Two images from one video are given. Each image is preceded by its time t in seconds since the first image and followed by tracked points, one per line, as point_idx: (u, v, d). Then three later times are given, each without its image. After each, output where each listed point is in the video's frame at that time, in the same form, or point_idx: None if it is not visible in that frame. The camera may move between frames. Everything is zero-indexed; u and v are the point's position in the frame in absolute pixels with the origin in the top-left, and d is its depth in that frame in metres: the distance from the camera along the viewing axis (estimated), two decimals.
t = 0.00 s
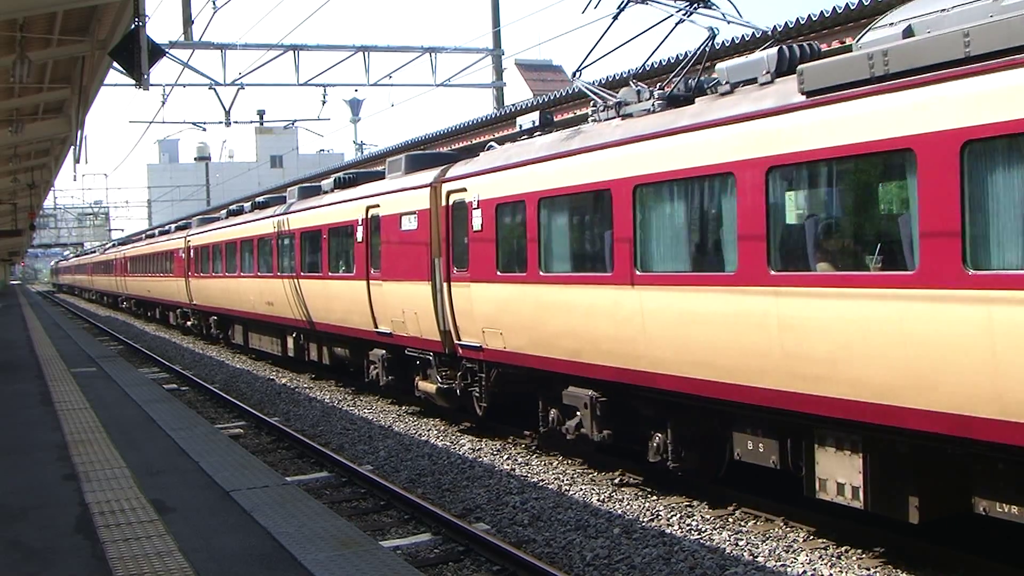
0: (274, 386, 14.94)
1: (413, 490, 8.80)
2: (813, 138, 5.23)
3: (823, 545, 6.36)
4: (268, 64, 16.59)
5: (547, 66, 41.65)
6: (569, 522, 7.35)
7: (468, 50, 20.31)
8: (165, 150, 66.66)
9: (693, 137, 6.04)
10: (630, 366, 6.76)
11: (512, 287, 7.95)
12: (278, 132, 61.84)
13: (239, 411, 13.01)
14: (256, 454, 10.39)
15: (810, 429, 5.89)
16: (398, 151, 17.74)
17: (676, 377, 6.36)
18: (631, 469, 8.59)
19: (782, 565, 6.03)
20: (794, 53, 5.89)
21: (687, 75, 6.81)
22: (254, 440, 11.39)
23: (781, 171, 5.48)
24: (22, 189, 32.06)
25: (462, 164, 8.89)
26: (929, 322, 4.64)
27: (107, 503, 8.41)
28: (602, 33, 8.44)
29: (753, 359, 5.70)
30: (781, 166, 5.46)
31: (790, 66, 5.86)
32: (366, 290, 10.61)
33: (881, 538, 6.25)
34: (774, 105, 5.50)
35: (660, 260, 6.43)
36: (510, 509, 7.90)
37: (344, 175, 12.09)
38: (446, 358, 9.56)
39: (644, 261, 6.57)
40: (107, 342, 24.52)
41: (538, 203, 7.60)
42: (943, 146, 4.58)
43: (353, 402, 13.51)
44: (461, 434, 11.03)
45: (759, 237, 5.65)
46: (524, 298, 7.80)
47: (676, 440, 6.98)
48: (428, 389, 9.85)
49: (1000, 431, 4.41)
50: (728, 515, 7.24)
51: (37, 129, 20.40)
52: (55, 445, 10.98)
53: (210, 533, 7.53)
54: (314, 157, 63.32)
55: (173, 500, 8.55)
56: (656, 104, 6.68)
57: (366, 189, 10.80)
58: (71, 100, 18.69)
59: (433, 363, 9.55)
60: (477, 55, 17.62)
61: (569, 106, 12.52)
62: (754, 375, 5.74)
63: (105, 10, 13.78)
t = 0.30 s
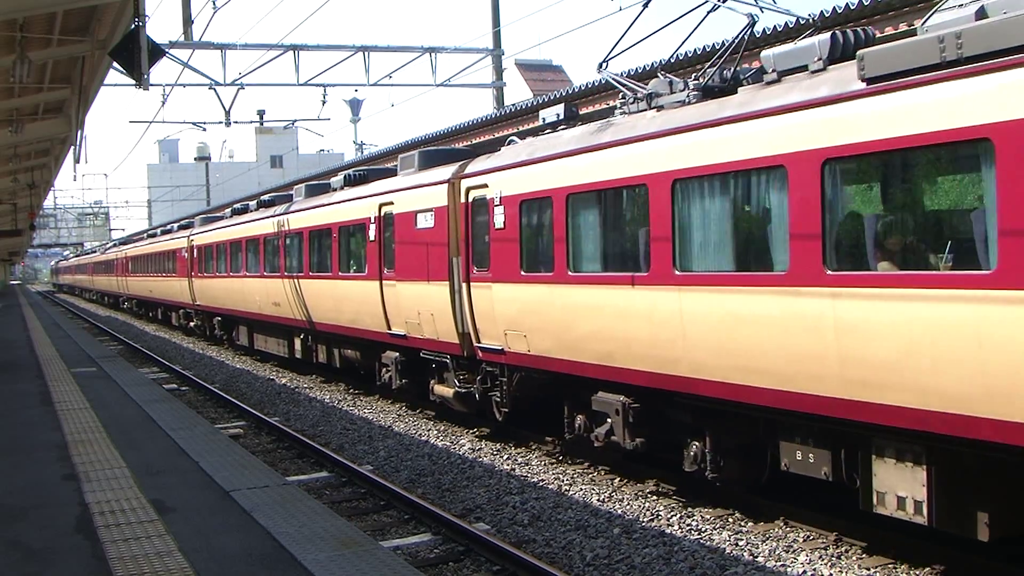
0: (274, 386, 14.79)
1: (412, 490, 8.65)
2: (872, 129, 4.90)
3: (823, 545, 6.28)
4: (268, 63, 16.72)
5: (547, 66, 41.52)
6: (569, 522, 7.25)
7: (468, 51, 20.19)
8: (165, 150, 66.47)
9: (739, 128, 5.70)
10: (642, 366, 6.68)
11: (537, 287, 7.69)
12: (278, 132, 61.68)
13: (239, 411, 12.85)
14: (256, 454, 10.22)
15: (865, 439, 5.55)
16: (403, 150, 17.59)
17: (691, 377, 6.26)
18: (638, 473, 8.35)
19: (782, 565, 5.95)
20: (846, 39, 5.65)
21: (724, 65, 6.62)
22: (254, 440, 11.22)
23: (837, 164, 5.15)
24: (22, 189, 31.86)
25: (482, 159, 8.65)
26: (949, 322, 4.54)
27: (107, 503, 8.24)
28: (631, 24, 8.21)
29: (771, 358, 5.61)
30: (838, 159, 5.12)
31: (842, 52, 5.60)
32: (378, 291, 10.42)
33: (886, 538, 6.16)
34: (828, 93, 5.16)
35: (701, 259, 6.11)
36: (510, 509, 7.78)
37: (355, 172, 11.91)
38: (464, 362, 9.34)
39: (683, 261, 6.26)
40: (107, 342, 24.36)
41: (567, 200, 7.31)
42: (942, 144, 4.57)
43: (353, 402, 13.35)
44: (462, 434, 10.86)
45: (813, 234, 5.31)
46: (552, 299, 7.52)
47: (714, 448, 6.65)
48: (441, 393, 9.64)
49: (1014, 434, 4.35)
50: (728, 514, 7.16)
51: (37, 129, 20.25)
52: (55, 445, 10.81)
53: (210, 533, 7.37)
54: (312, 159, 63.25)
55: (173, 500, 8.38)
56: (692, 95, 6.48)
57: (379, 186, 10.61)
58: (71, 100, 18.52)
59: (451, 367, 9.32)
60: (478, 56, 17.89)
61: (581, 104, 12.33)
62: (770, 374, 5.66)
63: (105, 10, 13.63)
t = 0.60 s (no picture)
0: (275, 386, 14.67)
1: (412, 490, 8.51)
2: (937, 119, 4.59)
3: (823, 544, 6.23)
4: (268, 63, 16.74)
5: (547, 66, 41.38)
6: (569, 522, 7.16)
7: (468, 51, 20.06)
8: (165, 150, 66.33)
9: (788, 119, 5.39)
10: (647, 366, 6.65)
11: (564, 287, 7.40)
12: (278, 132, 61.52)
13: (239, 411, 12.69)
14: (256, 454, 10.07)
15: (928, 450, 5.24)
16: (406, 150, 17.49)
17: (697, 379, 6.21)
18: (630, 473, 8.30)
19: (782, 565, 5.90)
20: (904, 24, 5.28)
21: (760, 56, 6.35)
22: (254, 440, 11.07)
23: (898, 156, 4.83)
24: (21, 189, 31.69)
25: (501, 154, 8.37)
26: (954, 322, 4.54)
27: (107, 503, 8.09)
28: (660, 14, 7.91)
29: (779, 358, 5.58)
30: (899, 150, 4.81)
31: (900, 39, 5.24)
32: (392, 291, 10.24)
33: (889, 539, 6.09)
34: (887, 81, 4.85)
35: (744, 258, 5.80)
36: (510, 509, 7.66)
37: (366, 170, 11.76)
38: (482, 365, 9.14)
39: (724, 259, 5.94)
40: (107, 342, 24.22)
41: (597, 196, 7.00)
42: (942, 143, 4.58)
43: (353, 402, 13.21)
44: (462, 434, 10.72)
45: (871, 232, 4.99)
46: (580, 300, 7.23)
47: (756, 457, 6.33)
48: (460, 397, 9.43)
49: (1018, 434, 4.36)
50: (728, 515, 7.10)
51: (37, 129, 20.09)
52: (55, 445, 10.66)
53: (210, 533, 7.22)
54: (312, 158, 63.13)
55: (173, 500, 8.23)
56: (729, 86, 6.24)
57: (390, 183, 10.45)
58: (71, 100, 18.39)
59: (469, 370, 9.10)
60: (477, 56, 18.04)
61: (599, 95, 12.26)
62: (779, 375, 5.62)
63: (105, 10, 13.48)
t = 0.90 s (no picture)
0: (275, 386, 14.52)
1: (412, 490, 8.35)
2: (982, 112, 4.33)
3: (823, 545, 6.09)
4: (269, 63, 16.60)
5: (546, 66, 41.26)
6: (569, 522, 7.02)
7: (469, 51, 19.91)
8: (165, 149, 66.18)
9: (840, 108, 5.02)
10: (650, 366, 6.58)
11: (591, 289, 7.05)
12: (278, 132, 61.38)
13: (239, 411, 12.54)
14: (256, 454, 9.93)
15: (996, 462, 4.81)
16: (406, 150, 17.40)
17: (700, 379, 6.15)
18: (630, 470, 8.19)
19: (782, 565, 5.78)
20: (967, 8, 4.96)
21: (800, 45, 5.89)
22: (254, 440, 10.91)
23: (968, 146, 4.45)
24: (21, 189, 31.56)
25: (522, 149, 8.04)
26: (976, 324, 4.39)
27: (107, 503, 7.94)
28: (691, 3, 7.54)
29: (795, 362, 5.43)
30: (968, 141, 4.44)
31: (961, 23, 4.91)
32: (406, 291, 9.97)
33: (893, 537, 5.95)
34: (952, 67, 4.47)
35: (791, 258, 5.44)
36: (510, 509, 7.52)
37: (376, 167, 11.54)
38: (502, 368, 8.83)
39: (769, 259, 5.57)
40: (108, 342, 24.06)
41: (627, 192, 6.64)
42: (938, 144, 4.55)
43: (353, 402, 13.08)
44: (462, 434, 10.57)
45: (932, 229, 4.63)
46: (609, 302, 6.87)
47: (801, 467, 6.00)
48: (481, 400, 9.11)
49: (1018, 434, 4.31)
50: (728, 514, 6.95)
51: (37, 129, 19.95)
52: (55, 445, 10.51)
53: (210, 533, 7.07)
54: (312, 158, 62.99)
55: (173, 500, 8.08)
56: (767, 76, 5.87)
57: (401, 179, 10.18)
58: (71, 100, 18.25)
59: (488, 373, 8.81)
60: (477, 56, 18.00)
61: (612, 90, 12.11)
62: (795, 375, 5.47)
63: (105, 10, 13.33)
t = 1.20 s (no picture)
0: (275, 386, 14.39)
1: (412, 490, 8.22)
2: (987, 111, 4.33)
3: (823, 545, 6.00)
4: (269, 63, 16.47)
5: (546, 66, 41.12)
6: (569, 522, 6.88)
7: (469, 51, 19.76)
8: (165, 149, 66.02)
9: (895, 98, 4.73)
10: (655, 366, 6.58)
11: (621, 291, 6.79)
12: (278, 132, 61.25)
13: (239, 411, 12.39)
14: (256, 454, 9.79)
15: None
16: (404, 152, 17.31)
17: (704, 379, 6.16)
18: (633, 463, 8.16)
19: (782, 565, 5.67)
20: None
21: (840, 35, 5.74)
22: (254, 440, 10.77)
23: None
24: (21, 189, 31.43)
25: (544, 144, 7.81)
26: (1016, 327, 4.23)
27: (106, 503, 7.80)
28: None
29: (823, 365, 5.28)
30: None
31: None
32: (420, 293, 9.81)
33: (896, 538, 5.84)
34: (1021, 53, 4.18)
35: (842, 257, 5.16)
36: (510, 509, 7.38)
37: (387, 164, 11.34)
38: (521, 373, 8.66)
39: (818, 259, 5.29)
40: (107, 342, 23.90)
41: (660, 188, 6.37)
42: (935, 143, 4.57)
43: (353, 402, 12.94)
44: (463, 434, 10.44)
45: (998, 226, 4.34)
46: (640, 303, 6.61)
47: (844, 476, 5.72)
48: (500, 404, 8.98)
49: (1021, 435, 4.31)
50: (728, 514, 6.84)
51: (37, 129, 19.81)
52: (54, 445, 10.36)
53: (211, 533, 6.93)
54: (312, 158, 62.85)
55: (173, 500, 7.94)
56: (809, 67, 5.69)
57: (414, 176, 10.03)
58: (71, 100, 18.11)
59: (508, 378, 8.66)
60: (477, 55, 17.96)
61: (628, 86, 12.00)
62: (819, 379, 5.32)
63: (106, 10, 13.18)
